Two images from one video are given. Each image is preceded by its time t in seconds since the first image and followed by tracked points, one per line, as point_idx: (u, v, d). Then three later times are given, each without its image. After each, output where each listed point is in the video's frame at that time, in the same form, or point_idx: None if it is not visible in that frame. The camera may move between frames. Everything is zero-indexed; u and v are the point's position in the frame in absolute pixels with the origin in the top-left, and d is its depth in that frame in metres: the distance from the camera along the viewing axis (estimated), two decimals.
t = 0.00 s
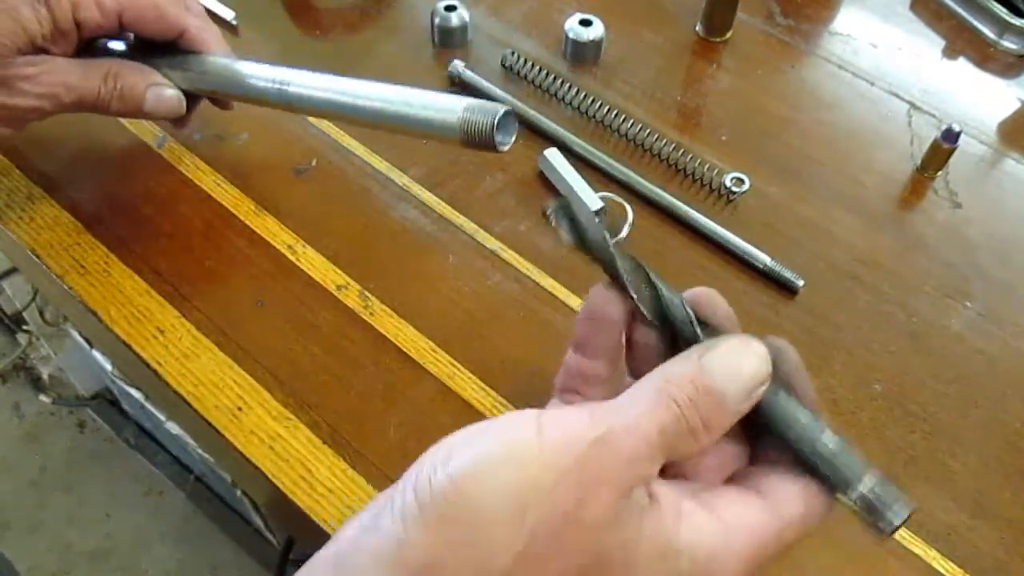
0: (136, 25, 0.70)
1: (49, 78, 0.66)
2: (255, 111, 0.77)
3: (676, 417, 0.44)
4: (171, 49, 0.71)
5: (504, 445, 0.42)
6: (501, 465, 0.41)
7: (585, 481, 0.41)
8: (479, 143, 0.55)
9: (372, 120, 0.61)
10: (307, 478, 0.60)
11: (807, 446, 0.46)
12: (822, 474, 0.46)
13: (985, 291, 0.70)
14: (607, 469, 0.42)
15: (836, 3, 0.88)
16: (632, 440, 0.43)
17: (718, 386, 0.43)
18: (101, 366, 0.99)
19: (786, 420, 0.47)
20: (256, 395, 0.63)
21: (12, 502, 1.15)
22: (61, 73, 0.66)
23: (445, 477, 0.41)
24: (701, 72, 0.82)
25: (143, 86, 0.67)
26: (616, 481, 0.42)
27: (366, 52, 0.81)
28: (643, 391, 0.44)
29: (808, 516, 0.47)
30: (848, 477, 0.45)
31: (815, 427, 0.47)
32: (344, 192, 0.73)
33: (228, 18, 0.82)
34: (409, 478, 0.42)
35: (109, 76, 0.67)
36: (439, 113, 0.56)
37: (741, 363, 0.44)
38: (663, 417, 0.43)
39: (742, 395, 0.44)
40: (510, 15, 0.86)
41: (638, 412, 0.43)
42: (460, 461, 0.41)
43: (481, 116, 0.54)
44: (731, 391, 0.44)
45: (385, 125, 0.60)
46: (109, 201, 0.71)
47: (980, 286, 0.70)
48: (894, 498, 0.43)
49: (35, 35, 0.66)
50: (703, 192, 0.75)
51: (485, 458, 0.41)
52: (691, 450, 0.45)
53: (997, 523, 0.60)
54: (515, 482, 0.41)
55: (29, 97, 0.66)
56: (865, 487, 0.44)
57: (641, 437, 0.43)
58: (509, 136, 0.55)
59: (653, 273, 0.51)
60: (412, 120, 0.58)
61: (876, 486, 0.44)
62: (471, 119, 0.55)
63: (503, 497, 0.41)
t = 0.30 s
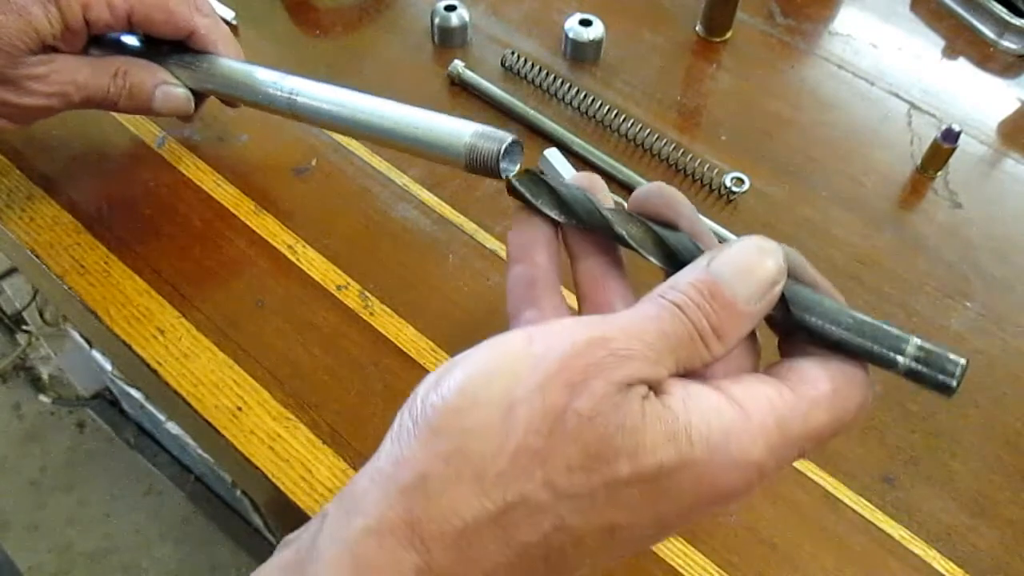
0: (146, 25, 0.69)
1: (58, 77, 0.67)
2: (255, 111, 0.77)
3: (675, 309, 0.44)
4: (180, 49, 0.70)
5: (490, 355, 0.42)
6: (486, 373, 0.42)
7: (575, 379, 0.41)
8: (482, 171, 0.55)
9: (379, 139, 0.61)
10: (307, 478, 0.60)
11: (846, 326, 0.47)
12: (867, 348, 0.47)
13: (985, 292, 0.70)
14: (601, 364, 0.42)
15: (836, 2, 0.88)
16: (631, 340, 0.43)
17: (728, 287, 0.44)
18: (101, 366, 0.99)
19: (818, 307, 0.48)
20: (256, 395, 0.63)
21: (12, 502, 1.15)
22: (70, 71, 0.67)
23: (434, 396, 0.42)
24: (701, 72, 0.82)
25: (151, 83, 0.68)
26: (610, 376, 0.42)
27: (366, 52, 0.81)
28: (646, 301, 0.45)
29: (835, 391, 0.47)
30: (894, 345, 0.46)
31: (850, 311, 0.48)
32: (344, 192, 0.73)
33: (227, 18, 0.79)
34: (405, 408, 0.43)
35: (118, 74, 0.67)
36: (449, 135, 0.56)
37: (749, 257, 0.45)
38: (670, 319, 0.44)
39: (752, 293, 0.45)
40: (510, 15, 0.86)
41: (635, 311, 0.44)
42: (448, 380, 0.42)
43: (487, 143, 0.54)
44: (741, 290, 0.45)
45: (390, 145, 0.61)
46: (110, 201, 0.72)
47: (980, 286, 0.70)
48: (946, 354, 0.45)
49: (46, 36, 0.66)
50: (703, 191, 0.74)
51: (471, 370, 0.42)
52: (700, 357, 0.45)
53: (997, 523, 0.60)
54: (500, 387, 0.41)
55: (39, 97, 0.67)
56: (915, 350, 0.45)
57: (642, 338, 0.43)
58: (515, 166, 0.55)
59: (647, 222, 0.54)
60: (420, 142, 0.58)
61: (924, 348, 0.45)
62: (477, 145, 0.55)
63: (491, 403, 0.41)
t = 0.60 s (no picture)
0: (152, 30, 0.68)
1: (62, 80, 0.66)
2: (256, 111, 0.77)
3: (680, 309, 0.44)
4: (186, 55, 0.70)
5: (497, 354, 0.43)
6: (494, 372, 0.42)
7: (581, 379, 0.42)
8: (489, 194, 0.57)
9: (380, 154, 0.62)
10: (307, 478, 0.60)
11: (850, 322, 0.47)
12: (870, 342, 0.46)
13: (985, 292, 0.70)
14: (608, 362, 0.42)
15: (836, 2, 0.88)
16: (637, 339, 0.43)
17: (733, 286, 0.44)
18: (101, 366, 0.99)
19: (821, 304, 0.48)
20: (256, 395, 0.63)
21: (12, 502, 1.15)
22: (75, 76, 0.66)
23: (442, 394, 0.42)
24: (701, 72, 0.82)
25: (156, 89, 0.68)
26: (616, 374, 0.42)
27: (366, 52, 0.82)
28: (651, 300, 0.45)
29: (839, 387, 0.47)
30: (898, 341, 0.46)
31: (854, 307, 0.48)
32: (344, 192, 0.73)
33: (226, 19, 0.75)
34: (414, 406, 0.44)
35: (124, 78, 0.67)
36: (457, 157, 0.58)
37: (753, 256, 0.45)
38: (675, 318, 0.44)
39: (756, 293, 0.45)
40: (510, 15, 0.86)
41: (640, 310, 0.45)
42: (456, 379, 0.43)
43: (495, 167, 0.56)
44: (745, 289, 0.45)
45: (393, 161, 0.61)
46: (110, 201, 0.72)
47: (980, 286, 0.70)
48: (949, 350, 0.45)
49: (51, 38, 0.66)
50: (703, 192, 0.74)
51: (479, 370, 0.42)
52: (705, 356, 0.45)
53: (997, 523, 0.60)
54: (507, 385, 0.42)
55: (44, 100, 0.67)
56: (919, 346, 0.45)
57: (647, 336, 0.43)
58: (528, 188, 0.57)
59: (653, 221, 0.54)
60: (428, 162, 0.59)
61: (928, 343, 0.45)
62: (486, 167, 0.56)
63: (498, 402, 0.42)
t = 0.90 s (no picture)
0: (161, 31, 0.68)
1: (69, 80, 0.66)
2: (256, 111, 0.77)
3: (660, 298, 0.44)
4: (195, 55, 0.70)
5: (484, 351, 0.43)
6: (481, 369, 0.42)
7: (566, 373, 0.42)
8: (503, 202, 0.56)
9: (384, 156, 0.62)
10: (307, 478, 0.60)
11: (820, 306, 0.48)
12: (841, 325, 0.48)
13: (985, 292, 0.70)
14: (593, 356, 0.42)
15: (836, 2, 0.88)
16: (617, 331, 0.43)
17: (708, 273, 0.45)
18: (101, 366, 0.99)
19: (793, 290, 0.49)
20: (256, 395, 0.63)
21: (12, 502, 1.15)
22: (82, 75, 0.66)
23: (431, 392, 0.42)
24: (701, 72, 0.82)
25: (164, 89, 0.68)
26: (601, 368, 0.42)
27: (366, 52, 0.82)
28: (629, 291, 0.45)
29: (813, 372, 0.48)
30: (867, 323, 0.47)
31: (822, 290, 0.49)
32: (345, 192, 0.73)
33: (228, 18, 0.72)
34: (404, 404, 0.44)
35: (132, 78, 0.67)
36: (471, 164, 0.57)
37: (724, 244, 0.45)
38: (653, 308, 0.44)
39: (729, 278, 0.45)
40: (510, 15, 0.86)
41: (620, 302, 0.45)
42: (445, 377, 0.43)
43: (508, 174, 0.55)
44: (719, 275, 0.45)
45: (402, 165, 0.61)
46: (110, 201, 0.72)
47: (980, 286, 0.70)
48: (914, 330, 0.47)
49: (59, 38, 0.66)
50: (703, 192, 0.75)
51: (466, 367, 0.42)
52: (683, 344, 0.45)
53: (997, 523, 0.60)
54: (494, 382, 0.42)
55: (50, 99, 0.67)
56: (886, 327, 0.47)
57: (628, 327, 0.43)
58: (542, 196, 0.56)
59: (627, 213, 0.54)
60: (439, 168, 0.59)
61: (894, 324, 0.47)
62: (498, 175, 0.56)
63: (485, 398, 0.42)
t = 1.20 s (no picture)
0: (165, 28, 0.68)
1: (73, 77, 0.66)
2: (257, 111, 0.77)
3: (643, 277, 0.44)
4: (199, 53, 0.70)
5: (477, 343, 0.43)
6: (473, 363, 0.42)
7: (559, 361, 0.42)
8: (510, 200, 0.56)
9: (388, 153, 0.62)
10: (307, 478, 0.60)
11: (800, 279, 0.50)
12: (820, 298, 0.49)
13: (986, 292, 0.70)
14: (583, 344, 0.42)
15: (836, 2, 0.88)
16: (606, 315, 0.43)
17: (688, 245, 0.45)
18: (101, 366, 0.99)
19: (771, 264, 0.50)
20: (256, 395, 0.63)
21: (12, 502, 1.15)
22: (86, 73, 0.66)
23: (427, 383, 0.43)
24: (701, 72, 0.82)
25: (167, 88, 0.68)
26: (596, 362, 0.42)
27: (366, 52, 0.82)
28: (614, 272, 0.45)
29: (799, 370, 0.50)
30: (846, 294, 0.48)
31: (800, 263, 0.50)
32: (345, 192, 0.73)
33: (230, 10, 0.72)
34: (399, 399, 0.44)
35: (135, 76, 0.67)
36: (479, 162, 0.57)
37: (703, 212, 0.45)
38: (637, 286, 0.44)
39: (711, 244, 0.45)
40: (510, 15, 0.86)
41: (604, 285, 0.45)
42: (440, 368, 0.43)
43: (517, 172, 0.55)
44: (700, 242, 0.45)
45: (408, 164, 0.61)
46: (110, 200, 0.72)
47: (980, 286, 0.70)
48: (895, 299, 0.48)
49: (64, 34, 0.66)
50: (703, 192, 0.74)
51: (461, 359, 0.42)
52: (673, 318, 0.45)
53: (997, 523, 0.60)
54: (487, 376, 0.42)
55: (54, 96, 0.67)
56: (866, 296, 0.48)
57: (616, 309, 0.43)
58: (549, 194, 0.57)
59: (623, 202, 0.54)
60: (445, 167, 0.59)
61: (874, 294, 0.48)
62: (506, 174, 0.56)
63: (480, 389, 0.42)
